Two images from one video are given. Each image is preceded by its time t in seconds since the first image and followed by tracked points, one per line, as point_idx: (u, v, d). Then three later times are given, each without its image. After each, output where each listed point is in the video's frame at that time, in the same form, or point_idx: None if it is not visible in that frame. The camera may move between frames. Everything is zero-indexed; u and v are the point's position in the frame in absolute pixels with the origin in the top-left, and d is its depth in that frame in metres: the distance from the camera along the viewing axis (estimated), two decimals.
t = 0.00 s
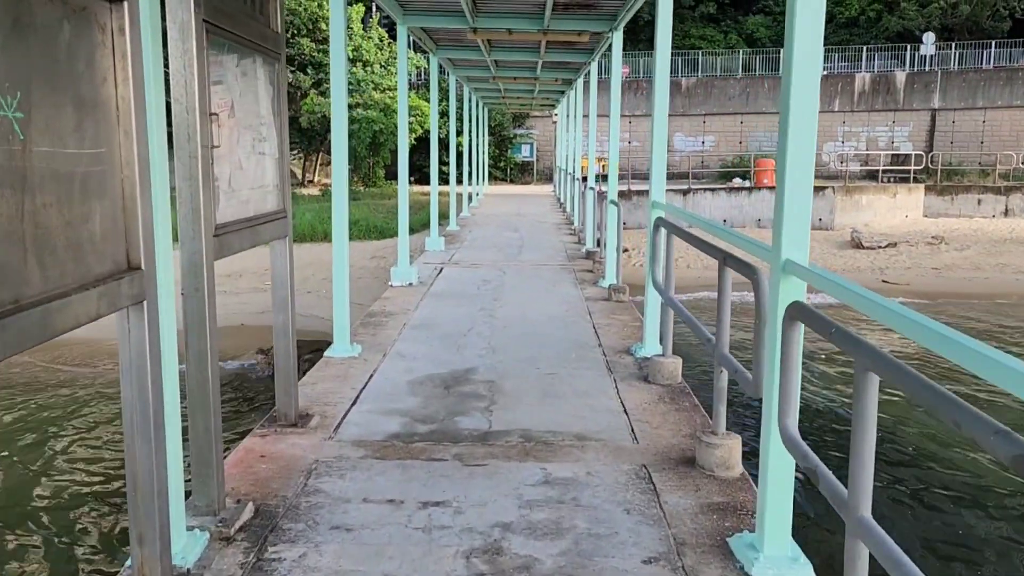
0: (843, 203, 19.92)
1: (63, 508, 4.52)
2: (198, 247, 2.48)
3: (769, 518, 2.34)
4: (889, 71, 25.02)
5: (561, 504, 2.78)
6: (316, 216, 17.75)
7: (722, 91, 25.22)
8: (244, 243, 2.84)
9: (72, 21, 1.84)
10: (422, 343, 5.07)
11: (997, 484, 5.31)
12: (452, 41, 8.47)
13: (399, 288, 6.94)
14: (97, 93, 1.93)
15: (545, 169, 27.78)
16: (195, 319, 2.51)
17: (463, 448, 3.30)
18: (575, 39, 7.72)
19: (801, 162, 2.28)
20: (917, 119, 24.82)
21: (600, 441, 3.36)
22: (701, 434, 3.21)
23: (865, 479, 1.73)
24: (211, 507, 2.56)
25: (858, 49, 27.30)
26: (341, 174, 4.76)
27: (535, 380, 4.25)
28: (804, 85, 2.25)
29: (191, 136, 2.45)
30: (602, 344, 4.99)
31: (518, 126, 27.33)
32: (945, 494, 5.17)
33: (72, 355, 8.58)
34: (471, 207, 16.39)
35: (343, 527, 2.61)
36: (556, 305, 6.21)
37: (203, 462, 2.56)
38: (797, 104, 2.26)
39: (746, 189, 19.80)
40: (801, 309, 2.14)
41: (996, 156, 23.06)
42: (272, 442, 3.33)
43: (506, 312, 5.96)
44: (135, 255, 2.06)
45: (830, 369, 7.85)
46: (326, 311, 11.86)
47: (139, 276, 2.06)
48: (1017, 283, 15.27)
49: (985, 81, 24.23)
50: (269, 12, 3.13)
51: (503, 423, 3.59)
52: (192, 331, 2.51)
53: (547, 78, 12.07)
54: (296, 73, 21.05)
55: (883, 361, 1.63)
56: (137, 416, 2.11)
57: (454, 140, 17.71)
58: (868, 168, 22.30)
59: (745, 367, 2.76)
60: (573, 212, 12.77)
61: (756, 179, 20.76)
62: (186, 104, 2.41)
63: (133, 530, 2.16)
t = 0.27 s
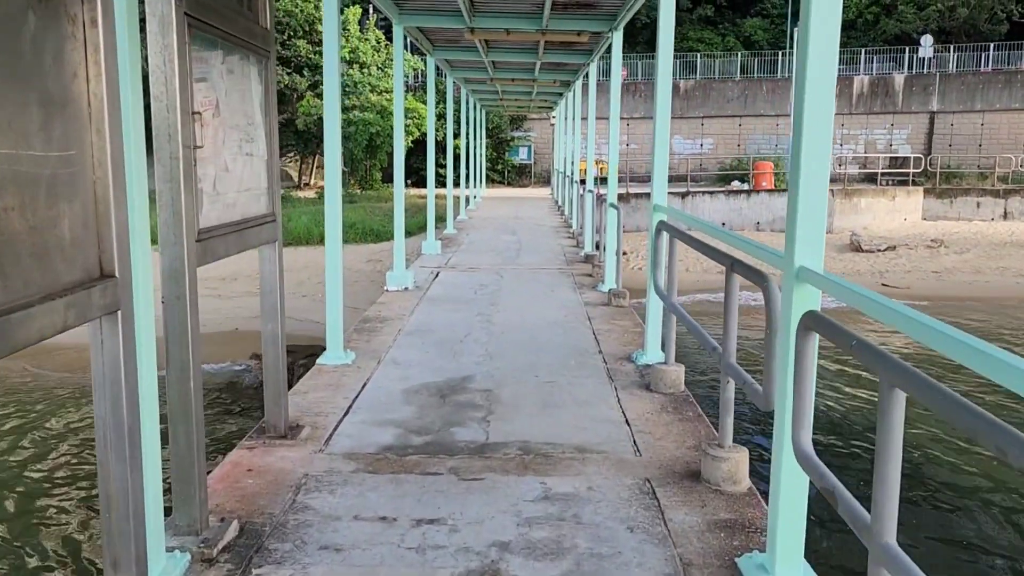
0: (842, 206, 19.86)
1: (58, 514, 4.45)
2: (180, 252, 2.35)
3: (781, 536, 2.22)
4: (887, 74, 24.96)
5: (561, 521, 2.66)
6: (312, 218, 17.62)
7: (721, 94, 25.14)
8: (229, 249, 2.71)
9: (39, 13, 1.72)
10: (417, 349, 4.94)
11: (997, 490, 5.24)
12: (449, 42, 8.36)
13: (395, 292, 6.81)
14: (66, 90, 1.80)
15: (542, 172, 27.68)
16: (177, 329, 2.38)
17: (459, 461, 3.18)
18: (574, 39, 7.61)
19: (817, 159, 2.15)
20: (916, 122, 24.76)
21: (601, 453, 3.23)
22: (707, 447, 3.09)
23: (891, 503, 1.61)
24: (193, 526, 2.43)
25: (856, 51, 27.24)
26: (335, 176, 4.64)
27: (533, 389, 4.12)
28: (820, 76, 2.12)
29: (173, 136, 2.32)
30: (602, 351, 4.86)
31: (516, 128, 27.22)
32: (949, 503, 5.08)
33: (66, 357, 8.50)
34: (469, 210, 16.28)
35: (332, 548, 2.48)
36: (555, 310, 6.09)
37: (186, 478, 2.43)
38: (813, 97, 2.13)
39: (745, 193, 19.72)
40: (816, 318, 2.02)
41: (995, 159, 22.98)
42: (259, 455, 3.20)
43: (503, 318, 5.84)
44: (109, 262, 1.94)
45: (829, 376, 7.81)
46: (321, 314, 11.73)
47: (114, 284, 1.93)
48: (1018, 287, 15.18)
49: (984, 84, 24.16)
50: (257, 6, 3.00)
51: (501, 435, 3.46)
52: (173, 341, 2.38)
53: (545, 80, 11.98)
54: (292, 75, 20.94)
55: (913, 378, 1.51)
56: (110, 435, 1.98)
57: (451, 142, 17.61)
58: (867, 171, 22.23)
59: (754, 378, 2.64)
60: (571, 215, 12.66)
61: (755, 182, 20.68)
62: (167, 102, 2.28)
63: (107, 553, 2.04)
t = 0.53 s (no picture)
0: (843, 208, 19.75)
1: (41, 508, 4.33)
2: (152, 253, 2.22)
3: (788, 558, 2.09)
4: (888, 75, 24.85)
5: (556, 539, 2.52)
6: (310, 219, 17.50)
7: (721, 95, 25.02)
8: (208, 250, 2.57)
9: None
10: (411, 354, 4.80)
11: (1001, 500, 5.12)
12: (447, 40, 8.24)
13: (390, 295, 6.68)
14: (20, 78, 1.66)
15: (542, 173, 27.56)
16: (148, 334, 2.24)
17: (450, 473, 3.04)
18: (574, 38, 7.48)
19: (829, 152, 2.02)
20: (917, 124, 24.63)
21: (599, 465, 3.10)
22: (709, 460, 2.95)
23: (914, 528, 1.48)
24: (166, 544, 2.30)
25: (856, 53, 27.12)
26: (326, 178, 4.48)
27: (530, 396, 3.99)
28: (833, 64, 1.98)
29: (144, 130, 2.18)
30: (600, 356, 4.73)
31: (515, 129, 27.10)
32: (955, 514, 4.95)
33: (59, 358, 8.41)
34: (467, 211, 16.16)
35: (313, 568, 2.34)
36: (553, 314, 5.95)
37: (159, 493, 2.30)
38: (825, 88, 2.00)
39: (746, 194, 19.61)
40: (828, 326, 1.88)
41: (996, 161, 22.85)
42: (242, 466, 3.06)
43: (500, 321, 5.70)
44: (69, 266, 1.80)
45: (830, 378, 7.68)
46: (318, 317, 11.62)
47: (74, 288, 1.80)
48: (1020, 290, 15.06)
49: (985, 86, 24.03)
50: None
51: (494, 445, 3.33)
52: (144, 346, 2.24)
53: (545, 80, 11.87)
54: (290, 75, 20.83)
55: (941, 396, 1.38)
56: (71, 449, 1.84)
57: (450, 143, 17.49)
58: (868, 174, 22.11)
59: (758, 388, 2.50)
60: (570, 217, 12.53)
61: (755, 184, 20.58)
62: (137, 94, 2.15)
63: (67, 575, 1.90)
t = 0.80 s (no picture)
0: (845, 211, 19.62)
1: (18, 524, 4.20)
2: (117, 265, 2.09)
3: None
4: (891, 77, 24.70)
5: (547, 565, 2.39)
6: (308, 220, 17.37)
7: (723, 96, 24.87)
8: (182, 258, 2.44)
9: None
10: (404, 361, 4.67)
11: (1003, 513, 5.01)
12: (445, 40, 8.11)
13: (384, 299, 6.55)
14: None
15: (543, 174, 27.42)
16: (113, 349, 2.12)
17: (439, 491, 2.90)
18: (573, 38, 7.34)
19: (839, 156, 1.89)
20: (921, 127, 24.47)
21: (594, 483, 2.96)
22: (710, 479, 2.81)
23: (935, 573, 1.34)
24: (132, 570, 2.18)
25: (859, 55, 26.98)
26: (315, 181, 4.33)
27: (524, 407, 3.85)
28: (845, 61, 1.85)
29: (109, 134, 2.05)
30: (598, 365, 4.59)
31: (516, 130, 26.96)
32: (961, 528, 4.82)
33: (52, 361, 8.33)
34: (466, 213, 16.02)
35: None
36: (551, 320, 5.81)
37: (125, 517, 2.17)
38: (835, 86, 1.87)
39: (748, 197, 19.48)
40: (837, 345, 1.75)
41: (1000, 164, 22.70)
42: (221, 483, 2.93)
43: (496, 327, 5.57)
44: (20, 282, 1.68)
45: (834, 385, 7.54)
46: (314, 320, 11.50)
47: (25, 305, 1.67)
48: None
49: (989, 88, 23.86)
50: None
51: (486, 460, 3.20)
52: (109, 361, 2.12)
53: (545, 81, 11.73)
54: (290, 75, 20.71)
55: (968, 433, 1.24)
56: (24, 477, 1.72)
57: (449, 144, 17.36)
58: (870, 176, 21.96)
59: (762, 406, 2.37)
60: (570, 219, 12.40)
61: (757, 186, 20.46)
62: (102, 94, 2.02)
63: None
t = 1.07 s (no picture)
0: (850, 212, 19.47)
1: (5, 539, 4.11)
2: (87, 270, 1.97)
3: None
4: (895, 78, 24.57)
5: None
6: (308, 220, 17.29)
7: (726, 97, 24.76)
8: (160, 263, 2.32)
9: None
10: (399, 367, 4.54)
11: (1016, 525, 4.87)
12: (444, 39, 8.01)
13: (381, 302, 6.43)
14: None
15: (544, 174, 27.32)
16: (83, 360, 1.99)
17: (431, 506, 2.78)
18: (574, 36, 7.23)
19: (855, 152, 1.76)
20: (925, 127, 24.31)
21: (594, 497, 2.83)
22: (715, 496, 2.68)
23: None
24: None
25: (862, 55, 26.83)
26: (308, 182, 4.20)
27: (522, 416, 3.73)
28: (861, 49, 1.72)
29: (77, 131, 1.92)
30: (599, 371, 4.46)
31: (518, 130, 26.86)
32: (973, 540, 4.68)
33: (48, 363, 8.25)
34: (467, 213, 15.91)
35: None
36: (551, 324, 5.68)
37: (97, 537, 2.06)
38: (852, 77, 1.74)
39: (750, 198, 19.35)
40: (853, 359, 1.63)
41: (1005, 165, 22.54)
42: (205, 497, 2.81)
43: (495, 332, 5.45)
44: None
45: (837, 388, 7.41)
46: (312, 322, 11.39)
47: None
48: None
49: (994, 89, 23.71)
50: None
51: (482, 472, 3.07)
52: (78, 372, 1.99)
53: (546, 80, 11.61)
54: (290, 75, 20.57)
55: (1004, 461, 1.12)
56: None
57: (449, 144, 17.25)
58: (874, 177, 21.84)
59: (770, 421, 2.24)
60: (572, 220, 12.26)
61: (760, 187, 20.35)
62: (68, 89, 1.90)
63: None
